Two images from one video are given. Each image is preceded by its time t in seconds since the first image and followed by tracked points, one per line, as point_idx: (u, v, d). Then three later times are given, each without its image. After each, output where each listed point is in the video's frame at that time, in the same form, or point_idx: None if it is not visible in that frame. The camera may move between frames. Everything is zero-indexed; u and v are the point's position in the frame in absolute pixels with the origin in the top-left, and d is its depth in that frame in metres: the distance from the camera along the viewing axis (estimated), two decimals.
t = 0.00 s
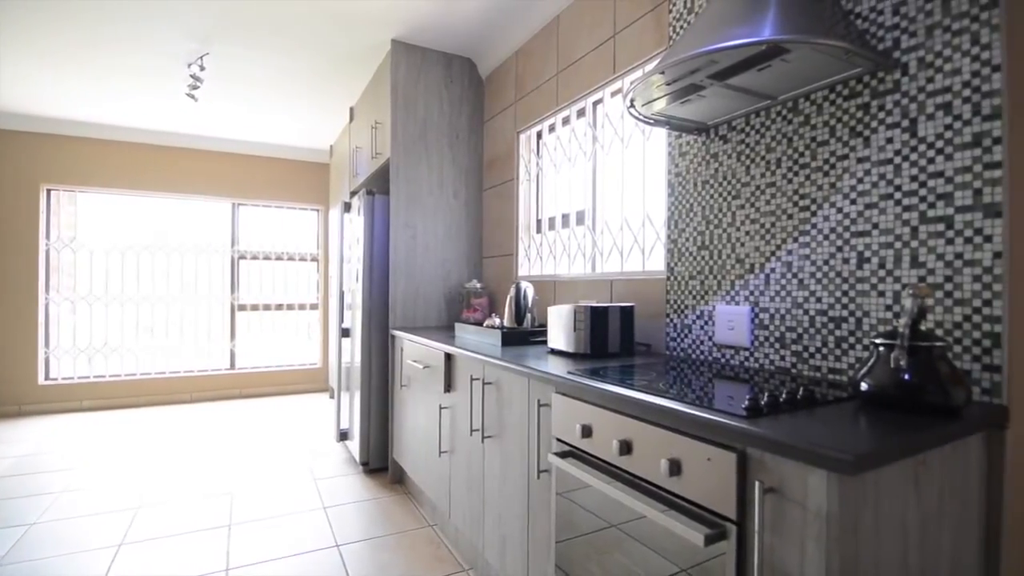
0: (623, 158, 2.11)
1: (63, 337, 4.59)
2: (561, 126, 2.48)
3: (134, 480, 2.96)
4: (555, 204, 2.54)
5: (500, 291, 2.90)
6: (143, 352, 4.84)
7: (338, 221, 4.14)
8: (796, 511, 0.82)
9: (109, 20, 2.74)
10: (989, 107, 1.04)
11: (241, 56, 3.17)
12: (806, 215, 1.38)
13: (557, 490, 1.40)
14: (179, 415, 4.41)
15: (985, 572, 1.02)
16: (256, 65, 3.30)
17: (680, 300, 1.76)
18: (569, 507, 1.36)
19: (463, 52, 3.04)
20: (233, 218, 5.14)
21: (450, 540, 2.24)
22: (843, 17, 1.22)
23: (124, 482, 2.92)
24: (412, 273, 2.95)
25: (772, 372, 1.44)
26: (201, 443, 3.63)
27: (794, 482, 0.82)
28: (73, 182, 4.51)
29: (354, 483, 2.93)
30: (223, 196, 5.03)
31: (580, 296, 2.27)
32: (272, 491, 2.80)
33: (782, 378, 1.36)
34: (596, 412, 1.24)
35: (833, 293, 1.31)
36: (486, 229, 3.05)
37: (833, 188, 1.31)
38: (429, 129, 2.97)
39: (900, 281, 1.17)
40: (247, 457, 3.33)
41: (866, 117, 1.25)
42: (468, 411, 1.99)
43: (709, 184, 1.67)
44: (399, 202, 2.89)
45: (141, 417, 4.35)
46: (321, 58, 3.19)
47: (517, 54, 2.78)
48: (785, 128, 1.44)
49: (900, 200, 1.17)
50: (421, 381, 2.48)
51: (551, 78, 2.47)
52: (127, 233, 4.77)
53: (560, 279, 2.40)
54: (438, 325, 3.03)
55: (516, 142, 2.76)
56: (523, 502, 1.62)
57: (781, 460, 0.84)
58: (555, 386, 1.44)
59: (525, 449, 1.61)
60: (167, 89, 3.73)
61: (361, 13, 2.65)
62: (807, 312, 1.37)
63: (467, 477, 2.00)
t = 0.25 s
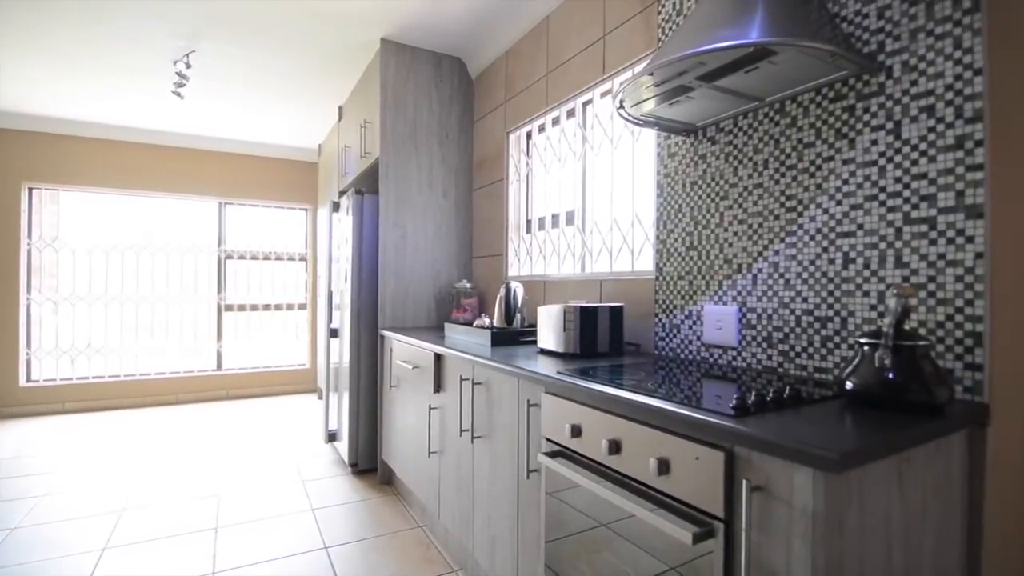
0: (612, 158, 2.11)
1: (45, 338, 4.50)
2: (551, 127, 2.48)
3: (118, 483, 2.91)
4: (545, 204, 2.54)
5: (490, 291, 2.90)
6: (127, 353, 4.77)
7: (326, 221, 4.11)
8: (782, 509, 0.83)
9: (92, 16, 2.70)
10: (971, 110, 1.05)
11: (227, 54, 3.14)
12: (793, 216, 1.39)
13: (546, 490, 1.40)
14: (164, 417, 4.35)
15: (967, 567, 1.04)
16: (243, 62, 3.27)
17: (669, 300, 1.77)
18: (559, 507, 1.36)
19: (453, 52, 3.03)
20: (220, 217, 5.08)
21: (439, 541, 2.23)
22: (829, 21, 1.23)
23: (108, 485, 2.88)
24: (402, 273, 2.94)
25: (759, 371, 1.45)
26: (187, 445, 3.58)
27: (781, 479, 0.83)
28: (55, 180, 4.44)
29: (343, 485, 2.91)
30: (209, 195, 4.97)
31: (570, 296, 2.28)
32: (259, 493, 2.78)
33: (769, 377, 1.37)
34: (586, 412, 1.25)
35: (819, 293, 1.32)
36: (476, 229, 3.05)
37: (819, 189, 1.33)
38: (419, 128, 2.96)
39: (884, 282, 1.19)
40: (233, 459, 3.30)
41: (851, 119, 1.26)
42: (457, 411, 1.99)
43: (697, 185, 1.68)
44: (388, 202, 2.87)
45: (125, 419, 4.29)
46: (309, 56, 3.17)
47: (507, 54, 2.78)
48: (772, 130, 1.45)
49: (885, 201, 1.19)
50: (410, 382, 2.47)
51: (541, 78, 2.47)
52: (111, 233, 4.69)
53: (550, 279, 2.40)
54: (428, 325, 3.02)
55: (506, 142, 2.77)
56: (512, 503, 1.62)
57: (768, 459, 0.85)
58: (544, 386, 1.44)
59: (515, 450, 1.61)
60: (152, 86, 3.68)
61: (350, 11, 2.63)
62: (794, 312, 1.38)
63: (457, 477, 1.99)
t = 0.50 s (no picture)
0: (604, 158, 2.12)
1: (31, 339, 4.44)
2: (543, 127, 2.48)
3: (105, 485, 2.88)
4: (537, 205, 2.54)
5: (482, 291, 2.90)
6: (115, 354, 4.72)
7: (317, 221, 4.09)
8: (772, 507, 0.84)
9: (78, 13, 2.67)
10: (957, 113, 1.07)
11: (217, 52, 3.11)
12: (782, 217, 1.40)
13: (538, 490, 1.40)
14: (152, 419, 4.31)
15: (954, 563, 1.05)
16: (233, 61, 3.24)
17: (660, 300, 1.78)
18: (551, 507, 1.36)
19: (445, 51, 3.02)
20: (209, 217, 5.04)
21: (431, 542, 2.23)
22: (818, 23, 1.24)
23: (95, 487, 2.84)
24: (393, 273, 2.93)
25: (749, 371, 1.46)
26: (175, 447, 3.55)
27: (771, 478, 0.84)
28: (41, 179, 4.38)
29: (334, 486, 2.89)
30: (198, 195, 4.93)
31: (562, 296, 2.28)
32: (249, 494, 2.76)
33: (759, 376, 1.38)
34: (578, 412, 1.25)
35: (809, 292, 1.33)
36: (468, 229, 3.04)
37: (808, 190, 1.34)
38: (410, 128, 2.95)
39: (872, 282, 1.20)
40: (223, 461, 3.27)
41: (839, 121, 1.27)
42: (449, 411, 1.99)
43: (688, 185, 1.69)
44: (379, 201, 2.86)
45: (112, 420, 4.24)
46: (300, 55, 3.15)
47: (498, 54, 2.78)
48: (763, 131, 1.46)
49: (873, 202, 1.20)
50: (402, 382, 2.46)
51: (533, 79, 2.48)
52: (98, 232, 4.64)
53: (542, 279, 2.41)
54: (419, 325, 3.01)
55: (498, 142, 2.77)
56: (504, 503, 1.61)
57: (758, 457, 0.85)
58: (536, 386, 1.44)
59: (507, 450, 1.61)
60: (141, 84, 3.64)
61: (341, 10, 2.62)
62: (784, 312, 1.39)
63: (449, 477, 1.99)
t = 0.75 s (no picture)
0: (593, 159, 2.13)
1: (10, 340, 4.35)
2: (532, 127, 2.48)
3: (87, 489, 2.83)
4: (526, 205, 2.54)
5: (471, 291, 2.89)
6: (97, 355, 4.64)
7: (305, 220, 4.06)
8: (758, 505, 0.85)
9: (59, 8, 2.61)
10: (939, 116, 1.08)
11: (202, 49, 3.07)
12: (769, 217, 1.42)
13: (528, 490, 1.40)
14: (136, 421, 4.24)
15: (936, 558, 1.07)
16: (219, 58, 3.20)
17: (649, 300, 1.79)
18: (540, 506, 1.36)
19: (434, 51, 3.01)
20: (194, 216, 4.98)
21: (420, 543, 2.22)
22: (804, 26, 1.26)
23: (77, 491, 2.79)
24: (382, 273, 2.91)
25: (736, 370, 1.47)
26: (160, 449, 3.50)
27: (757, 476, 0.85)
28: (21, 177, 4.29)
29: (323, 487, 2.87)
30: (183, 194, 4.87)
31: (551, 297, 2.29)
32: (236, 497, 2.73)
33: (746, 375, 1.39)
34: (567, 411, 1.25)
35: (794, 292, 1.35)
36: (457, 229, 3.04)
37: (794, 191, 1.36)
38: (399, 127, 2.94)
39: (856, 282, 1.22)
40: (209, 463, 3.23)
41: (824, 123, 1.29)
42: (438, 412, 1.98)
43: (676, 186, 1.70)
44: (368, 201, 2.84)
45: (95, 423, 4.17)
46: (287, 53, 3.12)
47: (487, 54, 2.77)
48: (749, 132, 1.48)
49: (857, 203, 1.22)
50: (390, 383, 2.45)
51: (522, 79, 2.48)
52: (80, 231, 4.56)
53: (532, 279, 2.41)
54: (408, 325, 3.00)
55: (487, 142, 2.76)
56: (494, 503, 1.61)
57: (744, 456, 0.86)
58: (525, 386, 1.44)
59: (496, 450, 1.61)
60: (124, 81, 3.58)
61: (329, 8, 2.60)
62: (770, 311, 1.41)
63: (438, 478, 1.98)
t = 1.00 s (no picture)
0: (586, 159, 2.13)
1: None
2: (525, 127, 2.49)
3: (77, 490, 2.80)
4: (520, 205, 2.54)
5: (465, 291, 2.89)
6: (88, 356, 4.60)
7: (298, 220, 4.04)
8: (750, 503, 0.85)
9: (48, 6, 2.59)
10: (928, 117, 1.09)
11: (194, 48, 3.05)
12: (761, 218, 1.43)
13: (521, 490, 1.40)
14: (127, 422, 4.20)
15: (926, 555, 1.08)
16: (211, 57, 3.18)
17: (642, 300, 1.79)
18: (533, 506, 1.36)
19: (427, 50, 3.01)
20: (186, 216, 4.94)
21: (414, 543, 2.22)
22: (795, 28, 1.27)
23: (67, 493, 2.77)
24: (375, 273, 2.91)
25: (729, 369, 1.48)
26: (151, 451, 3.47)
27: (749, 474, 0.85)
28: (9, 176, 4.24)
29: (316, 488, 2.86)
30: (175, 193, 4.83)
31: (545, 297, 2.29)
32: (228, 498, 2.71)
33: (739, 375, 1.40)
34: (560, 411, 1.25)
35: (786, 292, 1.36)
36: (451, 229, 3.03)
37: (786, 192, 1.36)
38: (392, 127, 2.93)
39: (847, 282, 1.23)
40: (201, 464, 3.21)
41: (816, 124, 1.30)
42: (431, 412, 1.98)
43: (669, 186, 1.71)
44: (361, 201, 2.83)
45: (85, 424, 4.13)
46: (280, 52, 3.10)
47: (481, 54, 2.77)
48: (742, 133, 1.48)
49: (848, 204, 1.23)
50: (384, 383, 2.44)
51: (515, 79, 2.48)
52: (70, 231, 4.51)
53: (525, 279, 2.41)
54: (402, 325, 2.99)
55: (481, 142, 2.76)
56: (487, 503, 1.61)
57: (737, 455, 0.87)
58: (519, 386, 1.44)
59: (489, 450, 1.61)
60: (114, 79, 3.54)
61: (322, 7, 2.59)
62: (763, 311, 1.42)
63: (432, 478, 1.98)
